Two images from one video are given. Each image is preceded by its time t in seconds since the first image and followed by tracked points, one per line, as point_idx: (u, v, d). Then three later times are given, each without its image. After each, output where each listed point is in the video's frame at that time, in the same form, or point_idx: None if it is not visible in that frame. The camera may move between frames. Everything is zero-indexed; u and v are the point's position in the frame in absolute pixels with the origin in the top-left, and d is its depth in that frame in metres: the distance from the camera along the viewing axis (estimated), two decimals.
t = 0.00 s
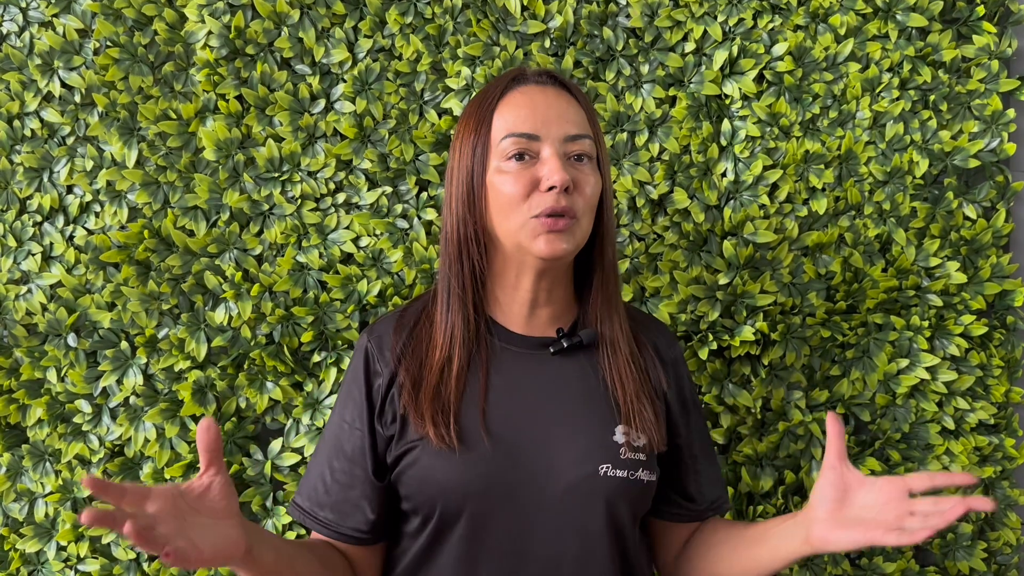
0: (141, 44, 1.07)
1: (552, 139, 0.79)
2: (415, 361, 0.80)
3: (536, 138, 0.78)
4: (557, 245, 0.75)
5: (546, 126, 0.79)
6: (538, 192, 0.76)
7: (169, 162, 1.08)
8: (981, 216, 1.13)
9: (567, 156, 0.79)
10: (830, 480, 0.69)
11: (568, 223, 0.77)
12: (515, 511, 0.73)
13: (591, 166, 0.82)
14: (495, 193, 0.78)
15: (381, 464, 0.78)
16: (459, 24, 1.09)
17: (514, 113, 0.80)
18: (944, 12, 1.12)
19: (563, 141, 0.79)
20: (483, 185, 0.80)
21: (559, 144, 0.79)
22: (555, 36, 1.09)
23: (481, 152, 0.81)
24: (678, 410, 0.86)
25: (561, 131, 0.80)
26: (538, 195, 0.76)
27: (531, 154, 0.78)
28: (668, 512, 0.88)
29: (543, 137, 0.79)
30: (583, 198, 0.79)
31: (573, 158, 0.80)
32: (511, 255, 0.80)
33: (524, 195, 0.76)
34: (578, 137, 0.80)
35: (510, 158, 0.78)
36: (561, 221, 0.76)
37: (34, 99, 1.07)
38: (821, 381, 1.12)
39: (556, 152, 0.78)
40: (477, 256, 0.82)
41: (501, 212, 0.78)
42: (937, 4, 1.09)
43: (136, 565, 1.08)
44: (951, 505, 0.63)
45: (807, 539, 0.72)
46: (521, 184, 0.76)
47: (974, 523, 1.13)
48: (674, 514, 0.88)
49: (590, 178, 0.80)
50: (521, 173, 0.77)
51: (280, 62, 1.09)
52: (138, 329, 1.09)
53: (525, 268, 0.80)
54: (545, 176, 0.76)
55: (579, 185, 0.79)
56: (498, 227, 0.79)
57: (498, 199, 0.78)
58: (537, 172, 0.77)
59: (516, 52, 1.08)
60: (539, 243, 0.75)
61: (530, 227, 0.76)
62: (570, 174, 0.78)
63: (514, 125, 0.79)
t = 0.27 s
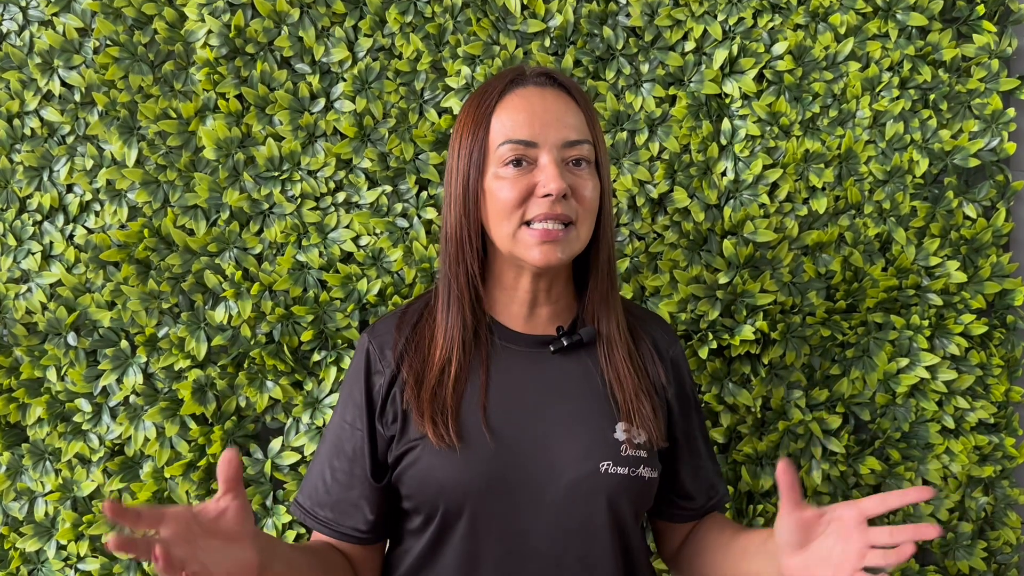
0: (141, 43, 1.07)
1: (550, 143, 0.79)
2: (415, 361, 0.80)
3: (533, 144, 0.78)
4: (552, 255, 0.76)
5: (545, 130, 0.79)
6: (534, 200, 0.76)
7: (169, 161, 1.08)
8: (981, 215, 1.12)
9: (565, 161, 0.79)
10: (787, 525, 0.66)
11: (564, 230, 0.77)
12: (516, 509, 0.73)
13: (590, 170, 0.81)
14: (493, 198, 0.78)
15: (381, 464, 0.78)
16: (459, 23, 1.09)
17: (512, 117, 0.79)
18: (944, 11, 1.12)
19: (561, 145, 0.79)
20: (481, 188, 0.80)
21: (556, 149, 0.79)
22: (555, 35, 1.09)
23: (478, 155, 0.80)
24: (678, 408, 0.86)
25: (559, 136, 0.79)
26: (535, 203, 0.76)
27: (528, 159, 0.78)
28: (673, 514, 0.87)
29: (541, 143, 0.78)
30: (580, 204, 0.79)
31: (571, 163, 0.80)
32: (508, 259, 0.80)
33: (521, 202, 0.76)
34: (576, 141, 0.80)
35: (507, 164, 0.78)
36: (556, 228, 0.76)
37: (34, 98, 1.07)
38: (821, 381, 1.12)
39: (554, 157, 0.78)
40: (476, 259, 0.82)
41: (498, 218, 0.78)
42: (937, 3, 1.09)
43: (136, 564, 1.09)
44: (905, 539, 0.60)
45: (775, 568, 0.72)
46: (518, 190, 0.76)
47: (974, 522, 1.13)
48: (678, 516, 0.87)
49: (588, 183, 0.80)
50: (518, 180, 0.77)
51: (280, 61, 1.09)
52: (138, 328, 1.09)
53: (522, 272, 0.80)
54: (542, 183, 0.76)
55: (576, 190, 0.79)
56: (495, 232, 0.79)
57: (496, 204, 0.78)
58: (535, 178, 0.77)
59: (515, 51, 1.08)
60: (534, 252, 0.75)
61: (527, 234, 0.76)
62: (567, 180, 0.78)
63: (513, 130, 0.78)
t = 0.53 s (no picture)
0: (140, 43, 1.07)
1: (546, 141, 0.79)
2: (415, 362, 0.80)
3: (530, 141, 0.78)
4: (551, 253, 0.76)
5: (541, 128, 0.79)
6: (532, 197, 0.76)
7: (169, 161, 1.08)
8: (981, 215, 1.13)
9: (562, 158, 0.79)
10: None
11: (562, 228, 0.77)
12: (516, 510, 0.73)
13: (587, 168, 0.81)
14: (491, 197, 0.78)
15: (383, 466, 0.78)
16: (458, 22, 1.09)
17: (508, 116, 0.79)
18: (943, 11, 1.12)
19: (558, 144, 0.79)
20: (479, 187, 0.80)
21: (553, 146, 0.79)
22: (554, 35, 1.09)
23: (476, 154, 0.81)
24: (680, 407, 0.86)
25: (555, 133, 0.79)
26: (532, 200, 0.76)
27: (525, 157, 0.78)
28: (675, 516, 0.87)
29: (538, 140, 0.79)
30: (578, 201, 0.79)
31: (568, 160, 0.80)
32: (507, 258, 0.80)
33: (519, 199, 0.76)
34: (573, 139, 0.80)
35: (505, 161, 0.78)
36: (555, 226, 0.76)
37: (33, 98, 1.07)
38: (821, 380, 1.12)
39: (551, 155, 0.78)
40: (476, 258, 0.82)
41: (497, 216, 0.78)
42: (936, 3, 1.09)
43: (136, 564, 1.08)
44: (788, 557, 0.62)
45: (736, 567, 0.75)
46: (516, 187, 0.76)
47: (974, 522, 1.13)
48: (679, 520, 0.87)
49: (584, 180, 0.80)
50: (516, 176, 0.77)
51: (279, 61, 1.09)
52: (137, 328, 1.09)
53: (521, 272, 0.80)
54: (539, 180, 0.76)
55: (573, 188, 0.79)
56: (494, 231, 0.79)
57: (494, 203, 0.78)
58: (532, 175, 0.77)
59: (515, 51, 1.09)
60: (534, 250, 0.75)
61: (525, 232, 0.76)
62: (564, 177, 0.78)
63: (509, 129, 0.79)
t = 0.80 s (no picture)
0: (140, 44, 1.07)
1: (542, 136, 0.79)
2: (413, 359, 0.80)
3: (525, 135, 0.79)
4: (546, 245, 0.75)
5: (536, 124, 0.80)
6: (526, 189, 0.76)
7: (169, 161, 1.08)
8: (980, 215, 1.13)
9: (558, 153, 0.80)
10: (685, 520, 0.70)
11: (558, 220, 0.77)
12: (511, 506, 0.73)
13: (583, 164, 0.82)
14: (487, 191, 0.78)
15: (379, 462, 0.78)
16: (458, 23, 1.09)
17: (504, 112, 0.80)
18: (942, 12, 1.12)
19: (553, 138, 0.80)
20: (476, 183, 0.81)
21: (549, 141, 0.79)
22: (554, 35, 1.09)
23: (473, 150, 0.81)
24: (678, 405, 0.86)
25: (550, 127, 0.80)
26: (526, 193, 0.76)
27: (521, 151, 0.79)
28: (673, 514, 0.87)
29: (533, 135, 0.79)
30: (573, 195, 0.79)
31: (564, 155, 0.80)
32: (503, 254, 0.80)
33: (514, 191, 0.76)
34: (569, 134, 0.81)
35: (501, 156, 0.79)
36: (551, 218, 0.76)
37: (34, 98, 1.07)
38: (821, 380, 1.12)
39: (547, 148, 0.79)
40: (472, 255, 0.83)
41: (493, 209, 0.78)
42: (936, 3, 1.09)
43: (136, 564, 1.09)
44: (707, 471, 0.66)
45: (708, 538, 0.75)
46: (511, 181, 0.77)
47: (973, 522, 1.13)
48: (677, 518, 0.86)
49: (580, 174, 0.80)
50: (512, 170, 0.77)
51: (279, 61, 1.09)
52: (137, 328, 1.09)
53: (518, 267, 0.80)
54: (534, 173, 0.76)
55: (569, 182, 0.79)
56: (490, 225, 0.79)
57: (490, 197, 0.78)
58: (527, 168, 0.77)
59: (515, 51, 1.09)
60: (529, 243, 0.75)
61: (521, 225, 0.76)
62: (560, 171, 0.78)
63: (504, 121, 0.80)
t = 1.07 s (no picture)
0: (141, 44, 1.07)
1: (536, 136, 0.79)
2: (409, 358, 0.80)
3: (520, 135, 0.79)
4: (537, 242, 0.75)
5: (530, 123, 0.79)
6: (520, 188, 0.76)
7: (169, 162, 1.08)
8: (981, 216, 1.13)
9: (552, 153, 0.80)
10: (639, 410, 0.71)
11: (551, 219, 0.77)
12: (508, 503, 0.73)
13: (578, 163, 0.82)
14: (480, 190, 0.78)
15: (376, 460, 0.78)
16: (458, 24, 1.09)
17: (498, 112, 0.80)
18: (943, 13, 1.12)
19: (547, 138, 0.80)
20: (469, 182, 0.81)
21: (543, 141, 0.79)
22: (555, 36, 1.09)
23: (467, 151, 0.81)
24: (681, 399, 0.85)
25: (545, 127, 0.80)
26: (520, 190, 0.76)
27: (515, 150, 0.78)
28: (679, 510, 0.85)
29: (527, 134, 0.79)
30: (567, 194, 0.78)
31: (559, 155, 0.80)
32: (497, 252, 0.80)
33: (507, 190, 0.76)
34: (563, 134, 0.81)
35: (495, 155, 0.79)
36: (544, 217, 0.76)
37: (35, 99, 1.07)
38: (821, 381, 1.12)
39: (541, 148, 0.78)
40: (466, 254, 0.83)
41: (486, 208, 0.78)
42: (936, 4, 1.09)
43: (136, 564, 1.09)
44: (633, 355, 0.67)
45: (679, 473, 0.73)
46: (504, 179, 0.76)
47: (974, 523, 1.13)
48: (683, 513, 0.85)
49: (575, 173, 0.80)
50: (505, 169, 0.77)
51: (280, 62, 1.09)
52: (138, 329, 1.09)
53: (511, 264, 0.80)
54: (528, 171, 0.76)
55: (563, 181, 0.79)
56: (482, 223, 0.79)
57: (482, 195, 0.78)
58: (520, 168, 0.77)
59: (515, 52, 1.09)
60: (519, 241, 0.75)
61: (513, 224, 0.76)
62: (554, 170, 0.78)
63: (499, 121, 0.80)
